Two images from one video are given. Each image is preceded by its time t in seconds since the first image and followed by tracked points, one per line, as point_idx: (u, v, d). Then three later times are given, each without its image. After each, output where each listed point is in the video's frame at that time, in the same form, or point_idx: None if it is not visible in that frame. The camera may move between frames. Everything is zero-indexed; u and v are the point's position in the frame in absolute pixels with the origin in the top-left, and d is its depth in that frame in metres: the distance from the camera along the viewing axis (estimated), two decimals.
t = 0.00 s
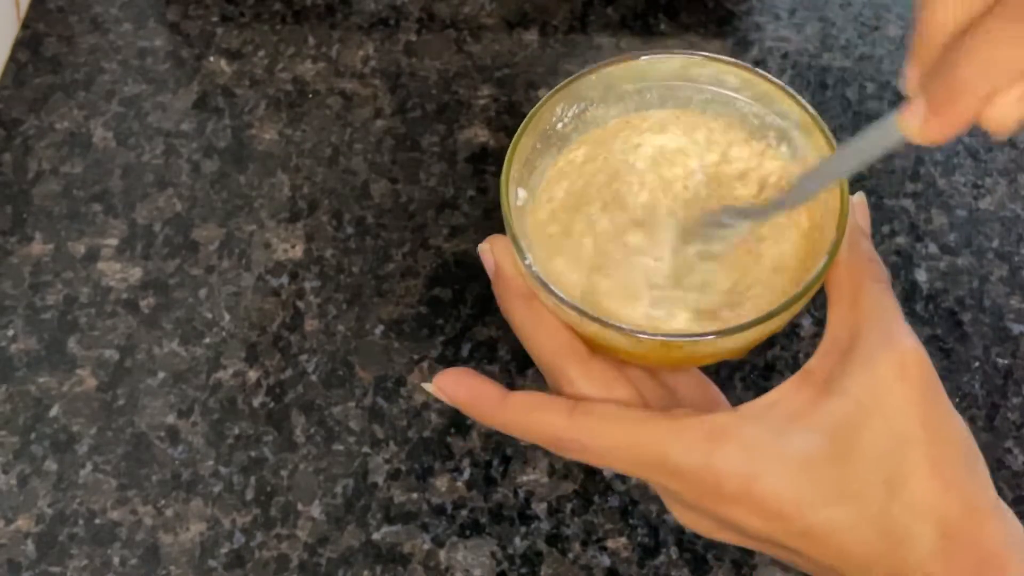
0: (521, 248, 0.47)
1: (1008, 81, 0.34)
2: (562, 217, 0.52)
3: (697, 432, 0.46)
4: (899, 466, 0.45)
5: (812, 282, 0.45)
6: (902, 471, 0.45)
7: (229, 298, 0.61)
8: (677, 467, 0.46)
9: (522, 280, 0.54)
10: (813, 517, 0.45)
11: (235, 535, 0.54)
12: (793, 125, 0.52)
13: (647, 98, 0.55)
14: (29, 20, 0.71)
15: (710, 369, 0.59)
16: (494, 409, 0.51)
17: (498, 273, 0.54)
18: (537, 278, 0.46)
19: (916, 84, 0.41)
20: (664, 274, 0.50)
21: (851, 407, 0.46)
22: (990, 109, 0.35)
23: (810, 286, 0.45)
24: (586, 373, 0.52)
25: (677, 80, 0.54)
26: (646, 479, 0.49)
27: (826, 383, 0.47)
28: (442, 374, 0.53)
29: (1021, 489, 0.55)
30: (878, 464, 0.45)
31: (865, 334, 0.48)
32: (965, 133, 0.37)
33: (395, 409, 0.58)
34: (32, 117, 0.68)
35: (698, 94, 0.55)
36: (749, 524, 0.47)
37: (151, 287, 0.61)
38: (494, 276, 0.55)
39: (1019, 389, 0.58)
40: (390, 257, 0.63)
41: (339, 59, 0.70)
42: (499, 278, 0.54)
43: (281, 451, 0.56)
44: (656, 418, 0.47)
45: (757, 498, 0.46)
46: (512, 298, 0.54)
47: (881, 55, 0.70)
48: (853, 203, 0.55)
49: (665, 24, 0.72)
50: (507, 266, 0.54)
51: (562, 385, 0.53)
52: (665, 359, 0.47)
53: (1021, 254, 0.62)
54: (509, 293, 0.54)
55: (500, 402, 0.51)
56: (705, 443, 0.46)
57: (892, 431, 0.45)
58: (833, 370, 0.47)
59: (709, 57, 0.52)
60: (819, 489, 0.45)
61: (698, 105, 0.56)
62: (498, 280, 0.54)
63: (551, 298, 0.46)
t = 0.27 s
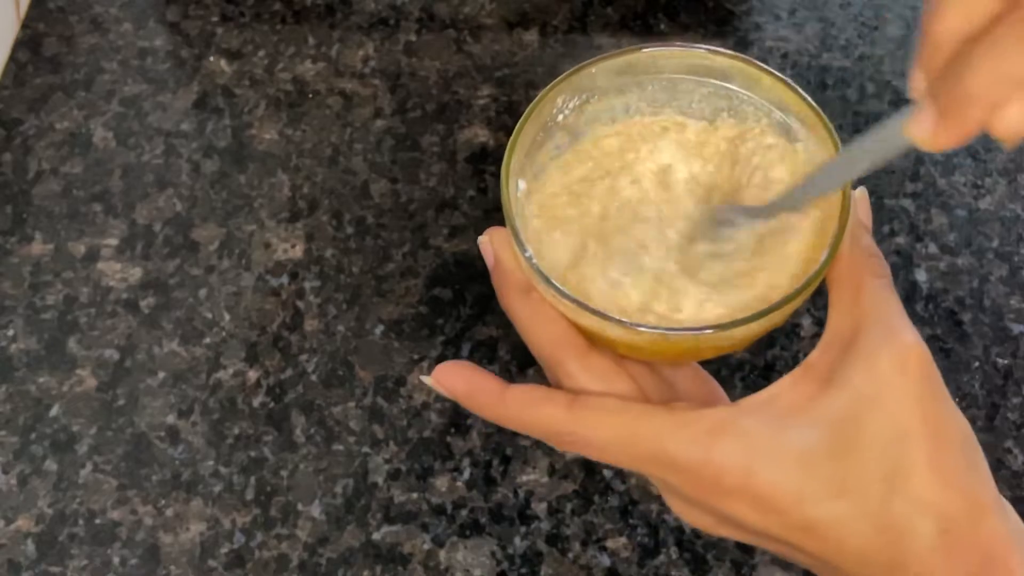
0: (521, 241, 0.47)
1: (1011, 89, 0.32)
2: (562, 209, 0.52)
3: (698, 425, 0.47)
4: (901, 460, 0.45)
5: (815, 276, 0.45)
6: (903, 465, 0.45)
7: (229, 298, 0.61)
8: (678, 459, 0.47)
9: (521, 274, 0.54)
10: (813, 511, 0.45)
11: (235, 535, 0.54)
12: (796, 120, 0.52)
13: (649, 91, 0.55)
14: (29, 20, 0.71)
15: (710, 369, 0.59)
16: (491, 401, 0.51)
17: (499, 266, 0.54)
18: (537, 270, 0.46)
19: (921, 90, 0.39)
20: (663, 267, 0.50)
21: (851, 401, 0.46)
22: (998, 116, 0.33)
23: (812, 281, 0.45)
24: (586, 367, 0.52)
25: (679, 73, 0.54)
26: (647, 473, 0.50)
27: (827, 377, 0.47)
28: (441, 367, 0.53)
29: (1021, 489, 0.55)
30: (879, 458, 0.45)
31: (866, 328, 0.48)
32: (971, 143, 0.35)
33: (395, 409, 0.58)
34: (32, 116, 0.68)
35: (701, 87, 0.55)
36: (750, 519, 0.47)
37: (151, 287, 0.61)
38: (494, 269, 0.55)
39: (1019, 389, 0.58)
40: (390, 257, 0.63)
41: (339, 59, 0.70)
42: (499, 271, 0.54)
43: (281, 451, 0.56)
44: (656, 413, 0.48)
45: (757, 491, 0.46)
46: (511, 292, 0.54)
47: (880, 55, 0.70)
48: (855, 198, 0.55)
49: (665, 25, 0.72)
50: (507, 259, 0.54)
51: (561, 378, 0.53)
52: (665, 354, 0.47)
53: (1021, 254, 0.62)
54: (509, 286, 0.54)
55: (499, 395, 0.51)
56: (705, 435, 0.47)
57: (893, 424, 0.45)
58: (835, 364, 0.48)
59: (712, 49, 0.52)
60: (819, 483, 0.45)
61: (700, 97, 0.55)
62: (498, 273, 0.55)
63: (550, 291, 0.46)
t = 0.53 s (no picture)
0: (530, 238, 0.47)
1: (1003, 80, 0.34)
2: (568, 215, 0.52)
3: (704, 425, 0.47)
4: (907, 459, 0.45)
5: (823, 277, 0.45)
6: (910, 464, 0.45)
7: (229, 298, 0.61)
8: (684, 459, 0.46)
9: (529, 272, 0.53)
10: (820, 511, 0.45)
11: (235, 534, 0.54)
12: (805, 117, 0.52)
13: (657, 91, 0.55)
14: (29, 20, 0.71)
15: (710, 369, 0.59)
16: (498, 398, 0.51)
17: (506, 264, 0.54)
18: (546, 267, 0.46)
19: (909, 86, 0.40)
20: (670, 269, 0.50)
21: (859, 400, 0.46)
22: (989, 108, 0.35)
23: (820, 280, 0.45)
24: (592, 366, 0.52)
25: (686, 71, 0.54)
26: (651, 471, 0.49)
27: (834, 376, 0.47)
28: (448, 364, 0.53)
29: (1021, 489, 0.55)
30: (886, 458, 0.45)
31: (874, 327, 0.48)
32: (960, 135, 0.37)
33: (395, 409, 0.58)
34: (32, 117, 0.68)
35: (709, 87, 0.55)
36: (755, 517, 0.47)
37: (151, 287, 0.61)
38: (501, 266, 0.55)
39: (1019, 389, 0.58)
40: (390, 257, 0.63)
41: (339, 59, 0.70)
42: (506, 270, 0.54)
43: (281, 451, 0.56)
44: (663, 412, 0.47)
45: (764, 490, 0.46)
46: (518, 290, 0.54)
47: (880, 55, 0.70)
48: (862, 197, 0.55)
49: (665, 25, 0.72)
50: (516, 257, 0.54)
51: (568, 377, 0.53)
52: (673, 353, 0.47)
53: (1021, 254, 0.62)
54: (516, 284, 0.54)
55: (506, 392, 0.51)
56: (712, 436, 0.46)
57: (900, 424, 0.45)
58: (842, 362, 0.48)
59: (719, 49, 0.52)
60: (827, 483, 0.45)
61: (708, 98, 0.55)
62: (505, 271, 0.54)
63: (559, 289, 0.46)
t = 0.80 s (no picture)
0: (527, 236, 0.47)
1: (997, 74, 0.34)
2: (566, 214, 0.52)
3: (702, 425, 0.46)
4: (905, 461, 0.45)
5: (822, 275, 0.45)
6: (908, 465, 0.45)
7: (229, 298, 0.61)
8: (682, 459, 0.47)
9: (527, 270, 0.53)
10: (818, 511, 0.45)
11: (235, 535, 0.54)
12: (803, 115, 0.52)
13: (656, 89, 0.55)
14: (29, 20, 0.71)
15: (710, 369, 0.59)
16: (495, 397, 0.50)
17: (503, 262, 0.54)
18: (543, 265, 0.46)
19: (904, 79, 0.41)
20: (670, 267, 0.50)
21: (857, 401, 0.46)
22: (983, 100, 0.35)
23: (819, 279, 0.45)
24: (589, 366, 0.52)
25: (685, 70, 0.55)
26: (649, 471, 0.50)
27: (832, 377, 0.47)
28: (445, 362, 0.52)
29: (1021, 489, 0.55)
30: (885, 459, 0.45)
31: (872, 328, 0.47)
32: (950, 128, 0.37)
33: (395, 409, 0.58)
34: (32, 116, 0.68)
35: (708, 85, 0.55)
36: (753, 517, 0.47)
37: (151, 287, 0.61)
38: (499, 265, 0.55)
39: (1019, 389, 0.58)
40: (390, 257, 0.63)
41: (339, 59, 0.70)
42: (504, 268, 0.54)
43: (281, 451, 0.56)
44: (661, 413, 0.47)
45: (762, 490, 0.46)
46: (517, 288, 0.53)
47: (880, 55, 0.70)
48: (861, 197, 0.55)
49: (665, 24, 0.72)
50: (513, 255, 0.54)
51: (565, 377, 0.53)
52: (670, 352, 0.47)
53: (1021, 254, 0.62)
54: (513, 282, 0.53)
55: (503, 392, 0.50)
56: (710, 435, 0.46)
57: (898, 425, 0.45)
58: (840, 363, 0.48)
59: (718, 47, 0.53)
60: (825, 483, 0.45)
61: (707, 95, 0.55)
62: (502, 269, 0.54)
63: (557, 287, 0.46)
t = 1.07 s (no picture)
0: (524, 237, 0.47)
1: (989, 78, 0.35)
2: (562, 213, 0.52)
3: (699, 426, 0.46)
4: (903, 461, 0.45)
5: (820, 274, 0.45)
6: (906, 466, 0.45)
7: (229, 298, 0.61)
8: (680, 461, 0.46)
9: (524, 271, 0.53)
10: (816, 512, 0.45)
11: (235, 534, 0.54)
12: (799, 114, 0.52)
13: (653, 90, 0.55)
14: (29, 20, 0.71)
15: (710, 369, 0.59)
16: (492, 399, 0.51)
17: (500, 264, 0.54)
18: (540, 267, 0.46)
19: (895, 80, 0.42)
20: (670, 265, 0.50)
21: (855, 402, 0.46)
22: (973, 103, 0.36)
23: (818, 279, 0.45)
24: (587, 366, 0.52)
25: (683, 72, 0.55)
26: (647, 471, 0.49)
27: (830, 378, 0.47)
28: (443, 365, 0.53)
29: (1021, 489, 0.55)
30: (882, 459, 0.45)
31: (870, 328, 0.47)
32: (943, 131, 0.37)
33: (395, 409, 0.58)
34: (32, 117, 0.68)
35: (704, 86, 0.55)
36: (751, 518, 0.47)
37: (151, 287, 0.61)
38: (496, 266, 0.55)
39: (1019, 389, 0.58)
40: (390, 257, 0.63)
41: (339, 59, 0.70)
42: (501, 269, 0.54)
43: (281, 451, 0.56)
44: (658, 414, 0.47)
45: (760, 491, 0.46)
46: (514, 290, 0.53)
47: (880, 55, 0.70)
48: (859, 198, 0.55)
49: (665, 24, 0.72)
50: (510, 257, 0.54)
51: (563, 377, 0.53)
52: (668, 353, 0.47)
53: (1021, 254, 0.62)
54: (511, 284, 0.54)
55: (500, 393, 0.51)
56: (707, 437, 0.46)
57: (896, 426, 0.45)
58: (838, 364, 0.47)
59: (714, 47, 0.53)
60: (823, 484, 0.45)
61: (705, 97, 0.56)
62: (500, 271, 0.54)
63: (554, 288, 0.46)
